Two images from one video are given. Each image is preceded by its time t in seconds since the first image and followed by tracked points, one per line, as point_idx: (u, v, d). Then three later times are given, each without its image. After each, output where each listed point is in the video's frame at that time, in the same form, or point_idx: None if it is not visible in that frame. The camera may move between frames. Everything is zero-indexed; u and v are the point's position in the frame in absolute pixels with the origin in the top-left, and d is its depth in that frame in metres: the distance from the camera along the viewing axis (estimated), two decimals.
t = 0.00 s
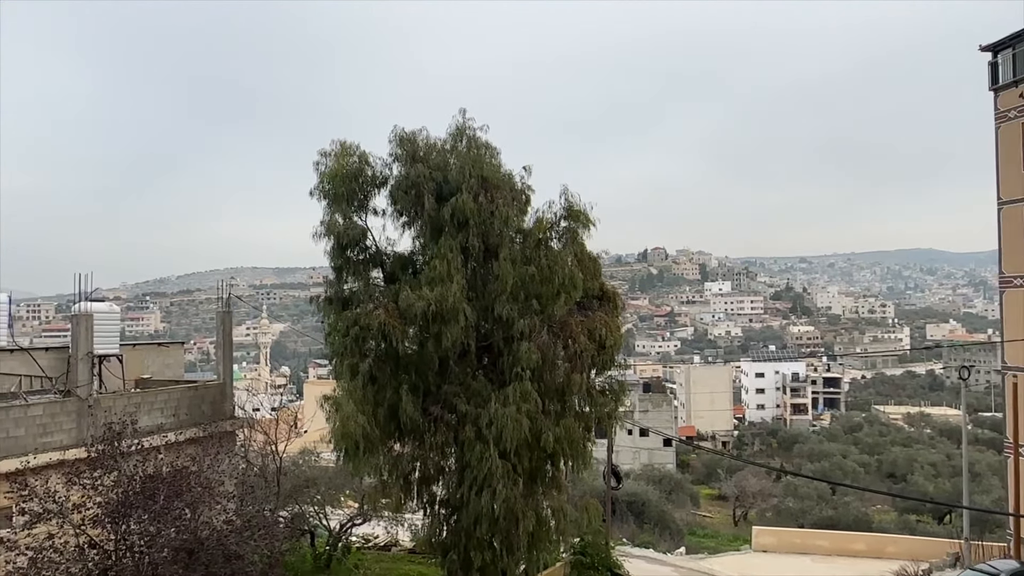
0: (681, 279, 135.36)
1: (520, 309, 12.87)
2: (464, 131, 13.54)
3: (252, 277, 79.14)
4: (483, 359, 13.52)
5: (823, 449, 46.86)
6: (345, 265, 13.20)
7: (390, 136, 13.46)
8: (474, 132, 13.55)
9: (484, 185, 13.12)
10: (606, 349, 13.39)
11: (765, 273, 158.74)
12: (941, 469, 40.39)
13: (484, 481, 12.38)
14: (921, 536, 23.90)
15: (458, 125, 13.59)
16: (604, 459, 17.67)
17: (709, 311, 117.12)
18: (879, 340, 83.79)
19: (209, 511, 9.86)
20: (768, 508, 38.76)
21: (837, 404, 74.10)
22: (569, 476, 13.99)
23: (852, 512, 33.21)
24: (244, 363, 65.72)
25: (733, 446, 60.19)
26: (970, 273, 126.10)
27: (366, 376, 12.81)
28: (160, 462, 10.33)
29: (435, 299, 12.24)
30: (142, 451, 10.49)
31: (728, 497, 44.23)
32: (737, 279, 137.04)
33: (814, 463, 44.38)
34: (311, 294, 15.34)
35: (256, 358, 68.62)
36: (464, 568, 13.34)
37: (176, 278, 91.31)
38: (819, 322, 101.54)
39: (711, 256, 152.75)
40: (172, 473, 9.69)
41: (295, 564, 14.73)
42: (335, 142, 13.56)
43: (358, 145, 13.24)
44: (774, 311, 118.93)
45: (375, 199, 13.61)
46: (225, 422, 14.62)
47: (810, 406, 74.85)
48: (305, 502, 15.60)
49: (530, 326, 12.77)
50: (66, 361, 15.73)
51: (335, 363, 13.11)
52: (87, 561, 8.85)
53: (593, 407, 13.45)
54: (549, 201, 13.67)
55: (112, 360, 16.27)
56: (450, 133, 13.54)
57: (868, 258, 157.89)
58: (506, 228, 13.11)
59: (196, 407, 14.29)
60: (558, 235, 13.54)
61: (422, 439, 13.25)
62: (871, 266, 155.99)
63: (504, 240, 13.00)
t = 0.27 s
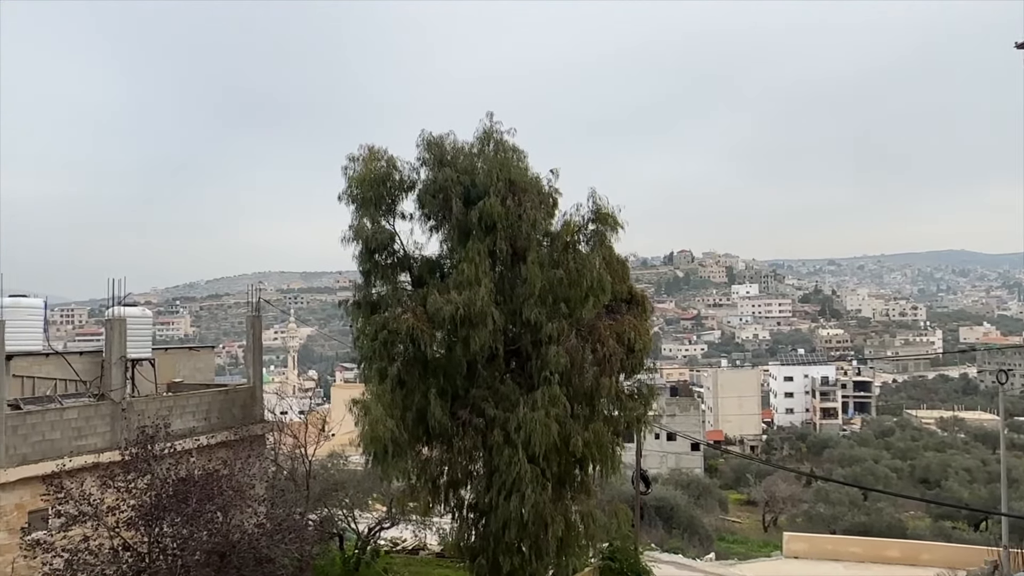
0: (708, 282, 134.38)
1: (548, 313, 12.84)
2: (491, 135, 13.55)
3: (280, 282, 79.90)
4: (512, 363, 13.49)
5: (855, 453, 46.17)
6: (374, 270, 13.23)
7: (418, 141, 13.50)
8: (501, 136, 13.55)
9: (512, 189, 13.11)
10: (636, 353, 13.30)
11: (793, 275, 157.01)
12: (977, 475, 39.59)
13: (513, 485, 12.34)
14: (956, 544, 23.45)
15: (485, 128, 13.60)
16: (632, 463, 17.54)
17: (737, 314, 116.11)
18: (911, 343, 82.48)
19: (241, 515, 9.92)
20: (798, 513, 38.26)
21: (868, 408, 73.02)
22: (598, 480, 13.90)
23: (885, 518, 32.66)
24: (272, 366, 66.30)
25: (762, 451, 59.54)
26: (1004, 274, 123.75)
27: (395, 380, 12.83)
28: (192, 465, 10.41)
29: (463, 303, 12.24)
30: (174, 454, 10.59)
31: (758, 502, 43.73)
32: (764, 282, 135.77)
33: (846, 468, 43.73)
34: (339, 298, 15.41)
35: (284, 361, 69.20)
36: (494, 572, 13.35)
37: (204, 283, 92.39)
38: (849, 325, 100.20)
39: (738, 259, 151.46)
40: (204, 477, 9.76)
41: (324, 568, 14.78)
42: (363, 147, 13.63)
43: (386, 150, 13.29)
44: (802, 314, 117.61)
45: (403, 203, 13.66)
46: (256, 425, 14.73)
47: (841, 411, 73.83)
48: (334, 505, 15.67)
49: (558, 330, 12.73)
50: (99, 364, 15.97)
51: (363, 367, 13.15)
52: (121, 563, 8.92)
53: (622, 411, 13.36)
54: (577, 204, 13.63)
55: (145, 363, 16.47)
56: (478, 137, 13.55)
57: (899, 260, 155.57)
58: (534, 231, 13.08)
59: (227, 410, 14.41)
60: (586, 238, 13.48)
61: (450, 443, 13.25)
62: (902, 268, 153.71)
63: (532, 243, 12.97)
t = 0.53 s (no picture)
0: (740, 283, 133.03)
1: (582, 315, 12.76)
2: (524, 136, 13.52)
3: (312, 284, 80.65)
4: (545, 365, 13.44)
5: (892, 458, 45.35)
6: (407, 272, 13.26)
7: (451, 143, 13.51)
8: (534, 137, 13.51)
9: (545, 190, 13.06)
10: (671, 355, 13.18)
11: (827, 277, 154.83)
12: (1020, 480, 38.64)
13: (547, 488, 12.27)
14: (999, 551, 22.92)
15: (518, 130, 13.58)
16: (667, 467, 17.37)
17: (770, 316, 114.76)
18: (950, 346, 80.85)
19: (277, 516, 9.99)
20: (835, 518, 37.66)
21: (906, 411, 71.69)
22: (632, 484, 13.79)
23: (925, 524, 31.98)
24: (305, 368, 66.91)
25: (797, 455, 58.72)
26: None
27: (428, 382, 12.84)
28: (229, 466, 10.50)
29: (496, 305, 12.21)
30: (212, 455, 10.69)
31: (793, 507, 43.13)
32: (798, 283, 134.06)
33: (883, 473, 42.94)
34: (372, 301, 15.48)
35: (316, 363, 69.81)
36: None
37: (238, 286, 93.58)
38: (885, 327, 98.50)
39: (770, 260, 149.76)
40: (241, 478, 9.87)
41: (358, 569, 14.83)
42: (396, 149, 13.67)
43: (418, 152, 13.33)
44: (837, 315, 115.90)
45: (436, 205, 13.68)
46: (290, 427, 14.83)
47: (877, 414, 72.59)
48: (368, 506, 15.72)
49: (592, 332, 12.66)
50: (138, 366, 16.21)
51: (397, 369, 13.18)
52: (161, 562, 9.00)
53: (657, 414, 13.24)
54: (610, 206, 13.54)
55: (182, 365, 16.68)
56: (511, 139, 13.53)
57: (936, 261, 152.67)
58: (567, 233, 13.00)
59: (262, 411, 14.53)
60: (619, 239, 13.37)
61: (483, 445, 13.22)
62: (939, 269, 150.86)
63: (565, 245, 12.90)
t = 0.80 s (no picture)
0: (776, 283, 131.34)
1: (618, 315, 12.67)
2: (559, 135, 13.46)
3: (346, 284, 81.32)
4: (580, 365, 13.37)
5: (934, 461, 44.39)
6: (442, 272, 13.28)
7: (485, 142, 13.50)
8: (569, 136, 13.45)
9: (580, 189, 12.98)
10: (708, 356, 13.01)
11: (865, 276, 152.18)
12: None
13: (583, 489, 12.20)
14: None
15: (553, 129, 13.53)
16: (703, 468, 17.17)
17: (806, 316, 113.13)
18: (994, 347, 78.94)
19: (315, 514, 10.06)
20: (875, 523, 36.97)
21: (948, 414, 70.15)
22: (669, 486, 13.65)
23: (969, 530, 31.22)
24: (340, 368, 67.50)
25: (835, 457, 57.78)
26: None
27: (464, 382, 12.83)
28: (267, 464, 10.61)
29: (532, 304, 12.15)
30: (251, 453, 10.81)
31: (831, 510, 42.42)
32: (835, 283, 132.00)
33: (925, 476, 42.04)
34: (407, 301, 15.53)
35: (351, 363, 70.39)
36: None
37: (274, 286, 94.73)
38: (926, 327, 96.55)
39: (806, 260, 147.63)
40: (279, 476, 9.93)
41: (394, 568, 14.89)
42: (430, 149, 13.69)
43: (453, 152, 13.34)
44: (875, 316, 113.85)
45: (471, 205, 13.68)
46: (327, 426, 14.94)
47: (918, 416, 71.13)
48: (403, 505, 15.78)
49: (628, 332, 12.55)
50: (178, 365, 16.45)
51: (432, 369, 13.20)
52: (201, 559, 9.13)
53: (694, 415, 13.09)
54: (646, 204, 13.42)
55: (221, 364, 16.89)
56: (546, 138, 13.48)
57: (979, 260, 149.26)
58: (603, 232, 12.90)
59: (299, 410, 14.64)
60: (655, 238, 13.25)
61: (519, 445, 13.19)
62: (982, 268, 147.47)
63: (601, 244, 12.81)
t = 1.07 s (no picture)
0: (814, 283, 129.30)
1: (655, 314, 12.53)
2: (595, 133, 13.36)
3: (381, 284, 81.87)
4: (617, 365, 13.26)
5: (980, 465, 43.30)
6: (478, 270, 13.26)
7: (521, 140, 13.46)
8: (606, 134, 13.34)
9: (617, 187, 12.87)
10: (747, 356, 12.80)
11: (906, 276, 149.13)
12: None
13: (619, 490, 12.07)
14: None
15: (589, 126, 13.44)
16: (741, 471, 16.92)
17: (846, 316, 111.20)
18: None
19: (352, 512, 10.09)
20: (918, 528, 36.16)
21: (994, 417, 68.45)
22: (707, 488, 13.46)
23: (1018, 536, 30.36)
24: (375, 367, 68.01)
25: (876, 461, 56.66)
26: None
27: (499, 381, 12.78)
28: (305, 461, 10.67)
29: (568, 303, 12.05)
30: (289, 450, 10.89)
31: (872, 514, 41.60)
32: (875, 283, 129.54)
33: (971, 480, 41.02)
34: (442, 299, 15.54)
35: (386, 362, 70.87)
36: None
37: (310, 286, 95.84)
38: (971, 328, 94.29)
39: (846, 259, 145.13)
40: (317, 474, 9.98)
41: (429, 567, 14.91)
42: (466, 148, 13.67)
43: (489, 151, 13.31)
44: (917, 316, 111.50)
45: (506, 204, 13.64)
46: (363, 424, 15.01)
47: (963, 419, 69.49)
48: (438, 504, 15.79)
49: (665, 331, 12.39)
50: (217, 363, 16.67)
51: (468, 368, 13.17)
52: (239, 555, 9.22)
53: (733, 416, 12.90)
54: (683, 203, 13.25)
55: (259, 363, 17.08)
56: (582, 136, 13.39)
57: None
58: (640, 231, 12.75)
59: (336, 408, 14.74)
60: (693, 237, 13.10)
61: (554, 445, 13.10)
62: None
63: (637, 243, 12.66)
